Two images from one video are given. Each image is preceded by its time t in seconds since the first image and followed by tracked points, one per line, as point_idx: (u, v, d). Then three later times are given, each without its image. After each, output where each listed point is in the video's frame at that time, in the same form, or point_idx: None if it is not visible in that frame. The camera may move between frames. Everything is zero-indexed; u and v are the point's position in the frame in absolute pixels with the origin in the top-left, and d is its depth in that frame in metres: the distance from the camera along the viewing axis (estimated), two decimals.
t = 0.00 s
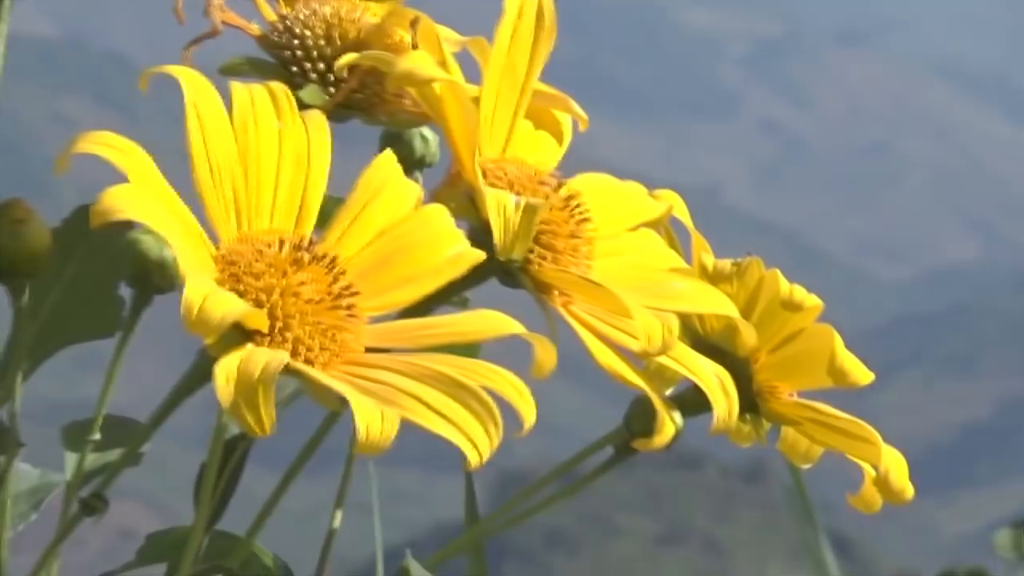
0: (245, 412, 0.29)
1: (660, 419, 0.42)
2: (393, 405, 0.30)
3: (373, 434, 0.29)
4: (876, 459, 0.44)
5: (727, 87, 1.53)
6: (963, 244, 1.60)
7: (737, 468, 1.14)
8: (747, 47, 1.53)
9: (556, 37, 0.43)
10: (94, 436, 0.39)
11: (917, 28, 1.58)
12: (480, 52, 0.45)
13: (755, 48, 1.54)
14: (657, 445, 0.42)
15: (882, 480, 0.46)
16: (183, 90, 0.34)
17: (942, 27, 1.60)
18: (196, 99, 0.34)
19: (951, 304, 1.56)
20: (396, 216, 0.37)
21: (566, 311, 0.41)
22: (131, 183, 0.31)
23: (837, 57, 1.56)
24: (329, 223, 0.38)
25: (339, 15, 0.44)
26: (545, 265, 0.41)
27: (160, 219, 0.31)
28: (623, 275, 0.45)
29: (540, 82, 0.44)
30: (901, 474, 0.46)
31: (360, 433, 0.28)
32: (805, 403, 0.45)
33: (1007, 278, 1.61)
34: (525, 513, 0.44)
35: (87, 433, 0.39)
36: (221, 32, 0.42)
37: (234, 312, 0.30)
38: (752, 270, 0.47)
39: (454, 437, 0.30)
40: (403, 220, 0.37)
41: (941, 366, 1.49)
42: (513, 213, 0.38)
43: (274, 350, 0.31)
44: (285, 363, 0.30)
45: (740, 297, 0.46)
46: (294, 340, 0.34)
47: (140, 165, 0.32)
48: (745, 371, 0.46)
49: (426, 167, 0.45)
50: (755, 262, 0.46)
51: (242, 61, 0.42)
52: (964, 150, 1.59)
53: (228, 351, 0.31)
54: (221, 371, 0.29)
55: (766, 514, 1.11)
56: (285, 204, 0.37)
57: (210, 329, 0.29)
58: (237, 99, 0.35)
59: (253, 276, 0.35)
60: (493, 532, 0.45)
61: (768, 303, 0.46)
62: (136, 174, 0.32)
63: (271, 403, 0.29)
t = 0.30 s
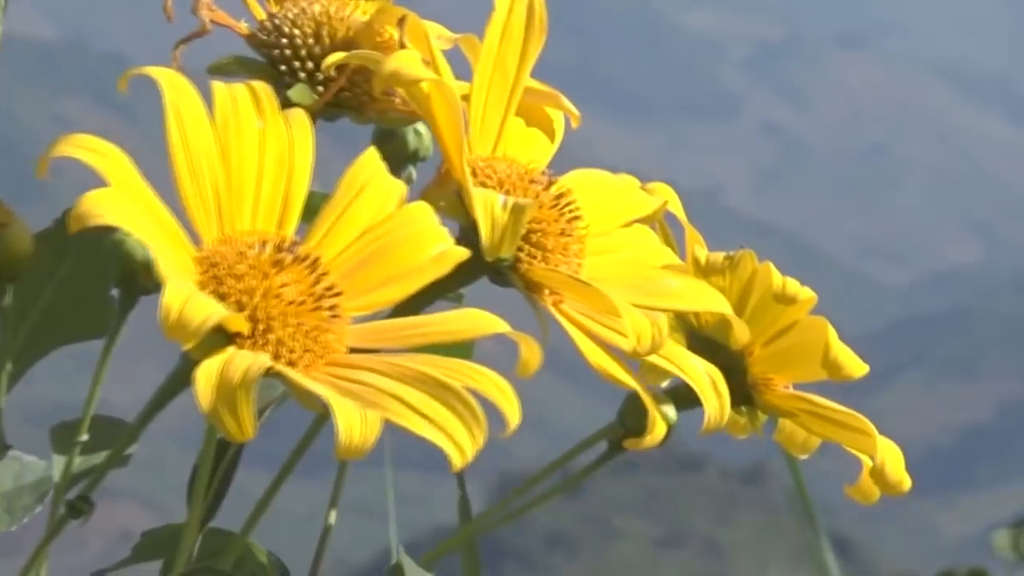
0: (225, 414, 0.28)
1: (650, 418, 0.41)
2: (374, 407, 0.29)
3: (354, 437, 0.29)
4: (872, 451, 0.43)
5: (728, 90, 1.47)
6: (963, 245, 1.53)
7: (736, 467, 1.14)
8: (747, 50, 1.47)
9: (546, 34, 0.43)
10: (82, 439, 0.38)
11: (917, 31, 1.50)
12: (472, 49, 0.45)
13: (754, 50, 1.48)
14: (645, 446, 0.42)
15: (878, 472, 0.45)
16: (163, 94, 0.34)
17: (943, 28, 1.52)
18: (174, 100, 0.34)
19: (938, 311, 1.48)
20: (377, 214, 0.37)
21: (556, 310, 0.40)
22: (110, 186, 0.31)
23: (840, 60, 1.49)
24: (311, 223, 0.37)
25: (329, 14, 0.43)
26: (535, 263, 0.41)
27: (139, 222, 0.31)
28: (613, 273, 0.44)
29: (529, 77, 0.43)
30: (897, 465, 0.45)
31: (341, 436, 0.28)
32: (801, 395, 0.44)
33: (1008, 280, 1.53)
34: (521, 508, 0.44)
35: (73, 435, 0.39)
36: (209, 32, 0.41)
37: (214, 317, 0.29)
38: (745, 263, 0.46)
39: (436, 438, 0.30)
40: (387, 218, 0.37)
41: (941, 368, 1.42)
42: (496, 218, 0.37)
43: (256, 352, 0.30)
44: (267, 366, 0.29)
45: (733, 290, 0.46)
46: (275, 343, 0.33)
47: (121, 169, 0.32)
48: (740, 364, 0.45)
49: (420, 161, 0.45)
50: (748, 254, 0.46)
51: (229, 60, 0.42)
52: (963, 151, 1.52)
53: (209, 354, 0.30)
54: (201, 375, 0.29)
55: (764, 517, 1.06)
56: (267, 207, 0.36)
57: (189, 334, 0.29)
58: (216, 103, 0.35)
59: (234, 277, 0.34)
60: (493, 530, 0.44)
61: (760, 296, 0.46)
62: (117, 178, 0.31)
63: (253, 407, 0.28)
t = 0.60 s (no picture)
0: (207, 424, 0.28)
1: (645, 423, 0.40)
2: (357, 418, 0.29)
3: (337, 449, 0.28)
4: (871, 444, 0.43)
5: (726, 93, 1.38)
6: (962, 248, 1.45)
7: (736, 471, 1.13)
8: (746, 53, 1.38)
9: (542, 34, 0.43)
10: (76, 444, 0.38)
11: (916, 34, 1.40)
12: (467, 46, 0.44)
13: (754, 52, 1.38)
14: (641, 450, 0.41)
15: (877, 465, 0.45)
16: (147, 97, 0.33)
17: (944, 30, 1.41)
18: (160, 104, 0.33)
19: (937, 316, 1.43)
20: (364, 222, 0.38)
21: (551, 313, 0.40)
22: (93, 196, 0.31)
23: (841, 64, 1.39)
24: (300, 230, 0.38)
25: (323, 15, 0.43)
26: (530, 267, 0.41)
27: (123, 233, 0.30)
28: (607, 275, 0.44)
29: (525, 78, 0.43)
30: (896, 458, 0.45)
31: (323, 448, 0.28)
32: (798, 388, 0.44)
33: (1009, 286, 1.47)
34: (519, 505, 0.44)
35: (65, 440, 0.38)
36: (203, 33, 0.41)
37: (196, 328, 0.29)
38: (740, 257, 0.47)
39: (421, 448, 0.29)
40: (375, 224, 0.38)
41: (940, 372, 1.43)
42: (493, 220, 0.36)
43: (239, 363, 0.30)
44: (249, 378, 0.29)
45: (730, 284, 0.46)
46: (261, 351, 0.33)
47: (106, 178, 0.31)
48: (738, 358, 0.45)
49: (415, 153, 0.46)
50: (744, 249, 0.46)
51: (223, 61, 0.41)
52: (962, 153, 1.44)
53: (197, 362, 0.31)
54: (184, 388, 0.28)
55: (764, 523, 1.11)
56: (255, 213, 0.37)
57: (170, 346, 0.28)
58: (205, 108, 0.35)
59: (221, 286, 0.34)
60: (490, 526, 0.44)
61: (756, 291, 0.46)
62: (100, 188, 0.31)
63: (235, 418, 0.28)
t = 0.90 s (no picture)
0: (200, 440, 0.28)
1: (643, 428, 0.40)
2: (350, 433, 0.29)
3: (331, 465, 0.28)
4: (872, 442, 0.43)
5: (727, 95, 1.41)
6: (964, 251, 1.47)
7: (737, 473, 1.13)
8: (748, 55, 1.40)
9: (542, 34, 0.43)
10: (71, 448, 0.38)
11: (919, 37, 1.43)
12: (467, 44, 0.45)
13: (754, 56, 1.41)
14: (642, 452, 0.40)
15: (878, 464, 0.45)
16: (141, 103, 0.33)
17: (944, 32, 1.45)
18: (155, 111, 0.34)
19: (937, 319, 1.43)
20: (360, 230, 0.38)
21: (549, 316, 0.40)
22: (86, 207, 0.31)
23: (841, 66, 1.42)
24: (296, 237, 0.38)
25: (322, 17, 0.43)
26: (528, 270, 0.41)
27: (116, 245, 0.30)
28: (609, 277, 0.44)
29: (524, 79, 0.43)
30: (896, 455, 0.45)
31: (317, 462, 0.28)
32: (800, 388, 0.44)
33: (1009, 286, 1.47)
34: (518, 506, 0.43)
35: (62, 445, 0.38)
36: (201, 35, 0.41)
37: (187, 344, 0.29)
38: (741, 255, 0.46)
39: (416, 462, 0.29)
40: (371, 232, 0.38)
41: (942, 374, 1.40)
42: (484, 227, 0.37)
43: (234, 376, 0.30)
44: (242, 393, 0.29)
45: (730, 283, 0.46)
46: (256, 362, 0.33)
47: (100, 187, 0.32)
48: (739, 356, 0.46)
49: (415, 149, 0.46)
50: (743, 247, 0.46)
51: (221, 63, 0.41)
52: (962, 154, 1.46)
53: (191, 375, 0.31)
54: (178, 399, 0.29)
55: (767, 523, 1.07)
56: (251, 220, 0.36)
57: (162, 360, 0.28)
58: (201, 115, 0.35)
59: (216, 296, 0.34)
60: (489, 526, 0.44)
61: (757, 289, 0.46)
62: (93, 198, 0.31)
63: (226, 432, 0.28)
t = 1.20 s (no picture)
0: (196, 456, 0.29)
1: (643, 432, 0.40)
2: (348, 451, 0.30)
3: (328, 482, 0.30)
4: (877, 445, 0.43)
5: (726, 97, 1.40)
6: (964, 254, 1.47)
7: (737, 475, 1.13)
8: (747, 57, 1.41)
9: (543, 34, 0.42)
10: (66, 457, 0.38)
11: (922, 40, 1.43)
12: (470, 42, 0.45)
13: (753, 58, 1.41)
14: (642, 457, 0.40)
15: (883, 466, 0.45)
16: (138, 115, 0.34)
17: (947, 34, 1.45)
18: (151, 123, 0.34)
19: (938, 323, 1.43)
20: (360, 240, 0.39)
21: (549, 320, 0.40)
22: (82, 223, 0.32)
23: (843, 69, 1.42)
24: (296, 249, 0.39)
25: (320, 19, 0.43)
26: (527, 275, 0.41)
27: (114, 259, 0.31)
28: (609, 280, 0.44)
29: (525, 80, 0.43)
30: (901, 457, 0.45)
31: (314, 481, 0.29)
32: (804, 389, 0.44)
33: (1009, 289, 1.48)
34: (520, 508, 0.43)
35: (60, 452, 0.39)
36: (199, 37, 0.41)
37: (183, 362, 0.30)
38: (745, 257, 0.46)
39: (414, 478, 0.31)
40: (370, 243, 0.38)
41: (943, 376, 1.39)
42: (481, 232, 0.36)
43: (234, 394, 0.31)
44: (241, 411, 0.31)
45: (734, 284, 0.46)
46: (253, 376, 0.34)
47: (97, 200, 0.32)
48: (743, 357, 0.45)
49: (419, 148, 0.46)
50: (748, 249, 0.46)
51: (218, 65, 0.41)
52: (962, 157, 1.46)
53: (189, 392, 0.31)
54: (175, 415, 0.30)
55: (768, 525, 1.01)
56: (249, 233, 0.37)
57: (157, 380, 0.29)
58: (199, 125, 0.36)
59: (213, 311, 0.35)
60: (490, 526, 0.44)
61: (761, 291, 0.46)
62: (89, 212, 0.32)
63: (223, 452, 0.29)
